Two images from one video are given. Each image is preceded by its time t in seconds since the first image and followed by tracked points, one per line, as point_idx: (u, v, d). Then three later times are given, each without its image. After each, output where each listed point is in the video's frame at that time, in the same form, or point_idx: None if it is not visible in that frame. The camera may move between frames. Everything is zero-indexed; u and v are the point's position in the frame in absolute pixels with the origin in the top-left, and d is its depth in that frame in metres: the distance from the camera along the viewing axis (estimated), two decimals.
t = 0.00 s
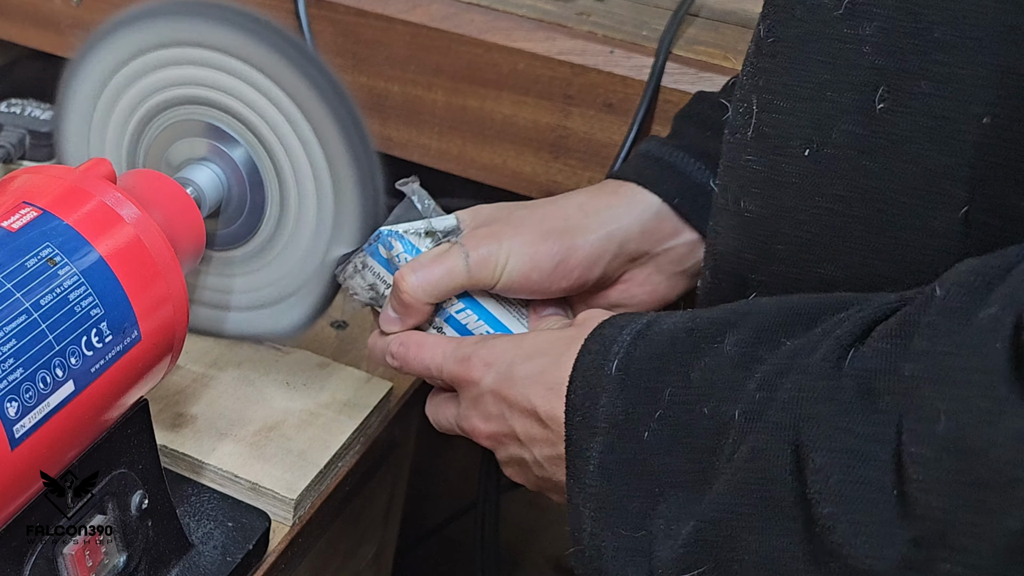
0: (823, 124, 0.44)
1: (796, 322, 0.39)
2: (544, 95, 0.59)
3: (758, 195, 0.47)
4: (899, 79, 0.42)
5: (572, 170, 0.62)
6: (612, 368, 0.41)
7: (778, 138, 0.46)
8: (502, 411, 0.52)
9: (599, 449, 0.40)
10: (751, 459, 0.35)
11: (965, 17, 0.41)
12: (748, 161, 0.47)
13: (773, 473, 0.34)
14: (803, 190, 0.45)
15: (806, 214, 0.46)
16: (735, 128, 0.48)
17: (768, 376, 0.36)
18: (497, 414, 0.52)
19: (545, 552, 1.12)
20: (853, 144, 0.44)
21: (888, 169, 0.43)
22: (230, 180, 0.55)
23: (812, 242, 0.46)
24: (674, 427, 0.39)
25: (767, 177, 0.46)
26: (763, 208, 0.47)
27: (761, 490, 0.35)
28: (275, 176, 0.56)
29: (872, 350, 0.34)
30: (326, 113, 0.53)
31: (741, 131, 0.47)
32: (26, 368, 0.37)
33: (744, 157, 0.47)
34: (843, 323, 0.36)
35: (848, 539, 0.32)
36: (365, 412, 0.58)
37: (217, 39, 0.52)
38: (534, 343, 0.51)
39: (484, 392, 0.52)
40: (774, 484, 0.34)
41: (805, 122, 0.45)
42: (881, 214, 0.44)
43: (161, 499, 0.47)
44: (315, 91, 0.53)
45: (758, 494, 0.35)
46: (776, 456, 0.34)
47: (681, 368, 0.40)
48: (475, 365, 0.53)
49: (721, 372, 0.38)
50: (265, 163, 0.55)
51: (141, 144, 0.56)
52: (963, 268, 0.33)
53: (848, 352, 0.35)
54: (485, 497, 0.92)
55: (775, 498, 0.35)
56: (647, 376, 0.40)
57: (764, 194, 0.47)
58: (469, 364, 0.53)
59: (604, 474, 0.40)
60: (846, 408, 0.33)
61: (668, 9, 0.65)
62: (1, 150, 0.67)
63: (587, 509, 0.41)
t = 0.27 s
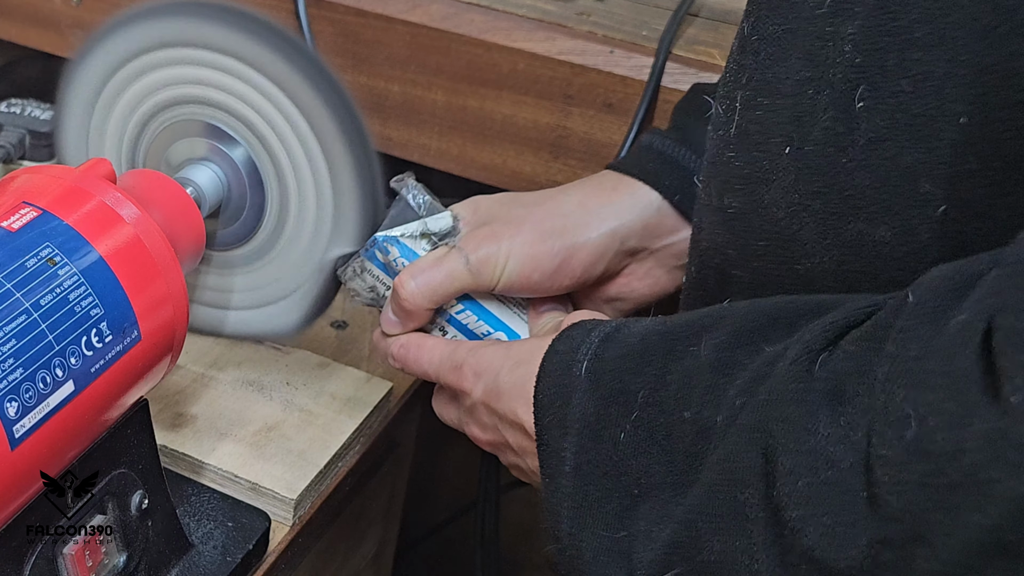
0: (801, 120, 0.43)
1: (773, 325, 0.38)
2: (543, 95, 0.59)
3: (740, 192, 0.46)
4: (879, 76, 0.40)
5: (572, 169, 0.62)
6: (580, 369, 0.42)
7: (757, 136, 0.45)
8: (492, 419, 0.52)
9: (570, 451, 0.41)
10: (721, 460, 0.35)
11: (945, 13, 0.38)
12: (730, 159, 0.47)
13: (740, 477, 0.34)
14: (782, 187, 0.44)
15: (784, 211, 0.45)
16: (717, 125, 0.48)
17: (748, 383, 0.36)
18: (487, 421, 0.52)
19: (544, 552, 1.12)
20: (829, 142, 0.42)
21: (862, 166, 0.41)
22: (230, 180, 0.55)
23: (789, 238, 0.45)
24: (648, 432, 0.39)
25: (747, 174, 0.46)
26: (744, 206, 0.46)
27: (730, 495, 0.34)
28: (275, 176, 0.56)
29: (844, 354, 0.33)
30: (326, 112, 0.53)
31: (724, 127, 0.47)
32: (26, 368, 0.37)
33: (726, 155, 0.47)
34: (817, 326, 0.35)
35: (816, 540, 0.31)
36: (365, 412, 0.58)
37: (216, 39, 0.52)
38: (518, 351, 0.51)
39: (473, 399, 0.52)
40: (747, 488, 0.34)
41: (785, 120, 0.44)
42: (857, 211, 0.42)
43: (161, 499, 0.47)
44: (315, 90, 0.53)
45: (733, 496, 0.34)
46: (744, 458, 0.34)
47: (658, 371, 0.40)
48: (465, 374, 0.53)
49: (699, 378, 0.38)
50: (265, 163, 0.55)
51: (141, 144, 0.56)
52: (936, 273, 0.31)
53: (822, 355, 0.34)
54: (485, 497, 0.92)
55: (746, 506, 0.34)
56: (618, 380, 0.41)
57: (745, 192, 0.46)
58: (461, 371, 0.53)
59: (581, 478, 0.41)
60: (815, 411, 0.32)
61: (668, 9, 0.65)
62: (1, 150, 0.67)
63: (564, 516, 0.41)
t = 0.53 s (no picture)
0: (794, 119, 0.43)
1: (766, 324, 0.37)
2: (543, 95, 0.59)
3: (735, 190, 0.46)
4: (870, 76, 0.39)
5: (572, 169, 0.62)
6: (574, 370, 0.43)
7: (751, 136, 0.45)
8: (492, 415, 0.52)
9: (565, 452, 0.42)
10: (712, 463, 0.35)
11: (937, 17, 0.37)
12: (725, 159, 0.47)
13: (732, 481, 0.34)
14: (775, 187, 0.44)
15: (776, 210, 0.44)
16: (710, 125, 0.48)
17: (741, 385, 0.36)
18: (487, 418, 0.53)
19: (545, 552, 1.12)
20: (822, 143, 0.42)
21: (854, 165, 0.40)
22: (230, 180, 0.55)
23: (777, 237, 0.45)
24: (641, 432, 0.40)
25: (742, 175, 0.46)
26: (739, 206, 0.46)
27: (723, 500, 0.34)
28: (275, 176, 0.56)
29: (836, 354, 0.33)
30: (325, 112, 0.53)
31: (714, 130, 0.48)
32: (26, 368, 0.37)
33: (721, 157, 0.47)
34: (808, 327, 0.35)
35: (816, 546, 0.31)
36: (365, 411, 0.58)
37: (216, 39, 0.52)
38: (516, 348, 0.51)
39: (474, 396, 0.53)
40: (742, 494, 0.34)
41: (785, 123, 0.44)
42: (848, 211, 0.41)
43: (161, 499, 0.47)
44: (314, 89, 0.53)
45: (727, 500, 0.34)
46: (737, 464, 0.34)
47: (654, 371, 0.40)
48: (464, 371, 0.53)
49: (691, 378, 0.38)
50: (265, 163, 0.55)
51: (141, 144, 0.56)
52: (928, 273, 0.31)
53: (812, 357, 0.33)
54: (485, 497, 0.92)
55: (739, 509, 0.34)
56: (612, 380, 0.41)
57: (738, 192, 0.46)
58: (460, 369, 0.54)
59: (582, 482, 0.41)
60: (805, 411, 0.32)
61: (668, 9, 0.65)
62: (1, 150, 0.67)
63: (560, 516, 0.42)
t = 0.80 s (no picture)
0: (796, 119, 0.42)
1: (768, 324, 0.38)
2: (543, 95, 0.59)
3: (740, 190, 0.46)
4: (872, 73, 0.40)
5: (571, 170, 0.62)
6: (573, 376, 0.43)
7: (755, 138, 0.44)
8: (485, 409, 0.52)
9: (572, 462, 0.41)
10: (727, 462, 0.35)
11: (943, 14, 0.37)
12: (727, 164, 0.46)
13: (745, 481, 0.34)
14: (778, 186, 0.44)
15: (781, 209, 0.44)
16: (710, 126, 0.47)
17: (748, 385, 0.36)
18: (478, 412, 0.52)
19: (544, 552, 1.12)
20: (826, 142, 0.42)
21: (854, 164, 0.41)
22: (230, 180, 0.55)
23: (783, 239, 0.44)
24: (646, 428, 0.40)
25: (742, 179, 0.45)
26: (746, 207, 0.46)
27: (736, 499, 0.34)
28: (275, 176, 0.55)
29: (850, 356, 0.32)
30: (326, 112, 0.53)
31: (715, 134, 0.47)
32: (26, 368, 0.37)
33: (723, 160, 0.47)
34: (819, 330, 0.34)
35: (838, 548, 0.30)
36: (365, 412, 0.58)
37: (216, 39, 0.52)
38: (519, 344, 0.51)
39: (468, 392, 0.52)
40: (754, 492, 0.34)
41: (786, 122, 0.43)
42: (850, 209, 0.42)
43: (161, 499, 0.47)
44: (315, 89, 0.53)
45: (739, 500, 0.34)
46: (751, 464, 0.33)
47: (653, 377, 0.40)
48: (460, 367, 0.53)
49: (695, 378, 0.38)
50: (265, 163, 0.55)
51: (140, 144, 0.56)
52: (940, 273, 0.31)
53: (828, 359, 0.33)
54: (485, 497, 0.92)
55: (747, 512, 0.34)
56: (615, 380, 0.41)
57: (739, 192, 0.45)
58: (455, 363, 0.53)
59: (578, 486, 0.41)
60: (821, 414, 0.32)
61: (668, 9, 0.65)
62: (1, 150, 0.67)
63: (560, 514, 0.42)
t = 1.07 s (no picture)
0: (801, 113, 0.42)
1: (770, 329, 0.36)
2: (543, 94, 0.59)
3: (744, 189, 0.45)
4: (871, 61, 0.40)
5: (572, 170, 0.62)
6: (575, 394, 0.42)
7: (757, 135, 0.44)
8: (482, 407, 0.52)
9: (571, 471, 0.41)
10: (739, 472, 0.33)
11: (946, 9, 0.37)
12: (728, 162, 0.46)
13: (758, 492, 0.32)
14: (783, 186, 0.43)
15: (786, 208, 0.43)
16: (713, 121, 0.47)
17: (751, 393, 0.35)
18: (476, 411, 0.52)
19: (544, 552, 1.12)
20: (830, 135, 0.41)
21: (855, 159, 0.41)
22: (230, 180, 0.55)
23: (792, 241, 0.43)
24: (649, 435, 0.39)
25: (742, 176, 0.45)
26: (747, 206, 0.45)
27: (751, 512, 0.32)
28: (275, 176, 0.55)
29: (862, 361, 0.30)
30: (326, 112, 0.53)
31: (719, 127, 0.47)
32: (26, 368, 0.37)
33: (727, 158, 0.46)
34: (827, 336, 0.33)
35: (851, 558, 0.29)
36: (365, 412, 0.58)
37: (217, 39, 0.52)
38: (515, 341, 0.52)
39: (465, 391, 0.53)
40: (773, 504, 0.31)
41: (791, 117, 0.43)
42: (852, 203, 0.41)
43: (161, 499, 0.47)
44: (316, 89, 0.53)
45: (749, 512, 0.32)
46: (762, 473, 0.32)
47: (654, 384, 0.39)
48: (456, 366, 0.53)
49: (697, 388, 0.37)
50: (265, 163, 0.55)
51: (140, 143, 0.56)
52: (954, 274, 0.29)
53: (839, 365, 0.31)
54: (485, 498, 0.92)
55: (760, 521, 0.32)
56: (617, 389, 0.41)
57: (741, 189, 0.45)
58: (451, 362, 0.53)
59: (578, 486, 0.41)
60: (836, 422, 0.30)
61: (668, 9, 0.65)
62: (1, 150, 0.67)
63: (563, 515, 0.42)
